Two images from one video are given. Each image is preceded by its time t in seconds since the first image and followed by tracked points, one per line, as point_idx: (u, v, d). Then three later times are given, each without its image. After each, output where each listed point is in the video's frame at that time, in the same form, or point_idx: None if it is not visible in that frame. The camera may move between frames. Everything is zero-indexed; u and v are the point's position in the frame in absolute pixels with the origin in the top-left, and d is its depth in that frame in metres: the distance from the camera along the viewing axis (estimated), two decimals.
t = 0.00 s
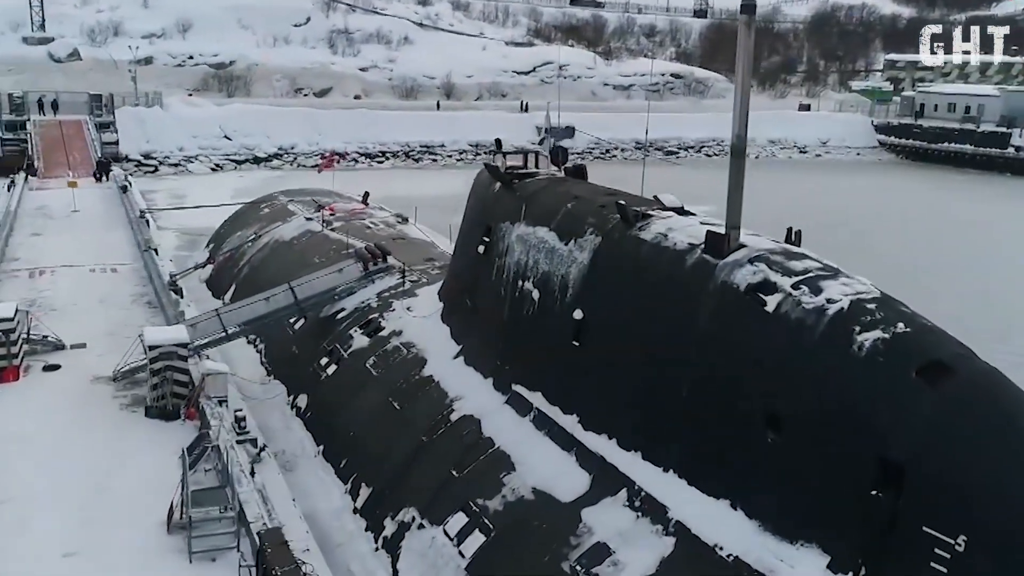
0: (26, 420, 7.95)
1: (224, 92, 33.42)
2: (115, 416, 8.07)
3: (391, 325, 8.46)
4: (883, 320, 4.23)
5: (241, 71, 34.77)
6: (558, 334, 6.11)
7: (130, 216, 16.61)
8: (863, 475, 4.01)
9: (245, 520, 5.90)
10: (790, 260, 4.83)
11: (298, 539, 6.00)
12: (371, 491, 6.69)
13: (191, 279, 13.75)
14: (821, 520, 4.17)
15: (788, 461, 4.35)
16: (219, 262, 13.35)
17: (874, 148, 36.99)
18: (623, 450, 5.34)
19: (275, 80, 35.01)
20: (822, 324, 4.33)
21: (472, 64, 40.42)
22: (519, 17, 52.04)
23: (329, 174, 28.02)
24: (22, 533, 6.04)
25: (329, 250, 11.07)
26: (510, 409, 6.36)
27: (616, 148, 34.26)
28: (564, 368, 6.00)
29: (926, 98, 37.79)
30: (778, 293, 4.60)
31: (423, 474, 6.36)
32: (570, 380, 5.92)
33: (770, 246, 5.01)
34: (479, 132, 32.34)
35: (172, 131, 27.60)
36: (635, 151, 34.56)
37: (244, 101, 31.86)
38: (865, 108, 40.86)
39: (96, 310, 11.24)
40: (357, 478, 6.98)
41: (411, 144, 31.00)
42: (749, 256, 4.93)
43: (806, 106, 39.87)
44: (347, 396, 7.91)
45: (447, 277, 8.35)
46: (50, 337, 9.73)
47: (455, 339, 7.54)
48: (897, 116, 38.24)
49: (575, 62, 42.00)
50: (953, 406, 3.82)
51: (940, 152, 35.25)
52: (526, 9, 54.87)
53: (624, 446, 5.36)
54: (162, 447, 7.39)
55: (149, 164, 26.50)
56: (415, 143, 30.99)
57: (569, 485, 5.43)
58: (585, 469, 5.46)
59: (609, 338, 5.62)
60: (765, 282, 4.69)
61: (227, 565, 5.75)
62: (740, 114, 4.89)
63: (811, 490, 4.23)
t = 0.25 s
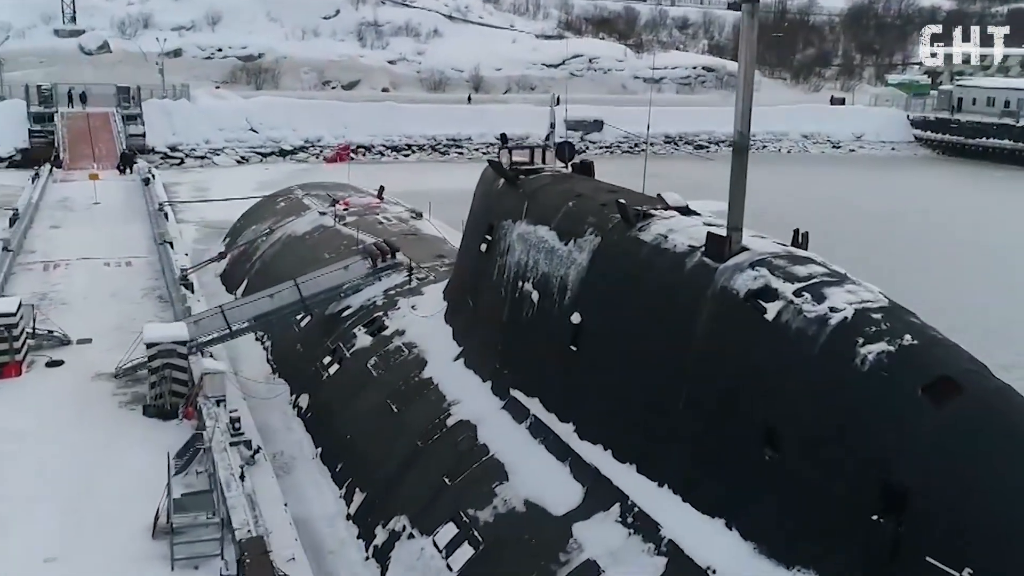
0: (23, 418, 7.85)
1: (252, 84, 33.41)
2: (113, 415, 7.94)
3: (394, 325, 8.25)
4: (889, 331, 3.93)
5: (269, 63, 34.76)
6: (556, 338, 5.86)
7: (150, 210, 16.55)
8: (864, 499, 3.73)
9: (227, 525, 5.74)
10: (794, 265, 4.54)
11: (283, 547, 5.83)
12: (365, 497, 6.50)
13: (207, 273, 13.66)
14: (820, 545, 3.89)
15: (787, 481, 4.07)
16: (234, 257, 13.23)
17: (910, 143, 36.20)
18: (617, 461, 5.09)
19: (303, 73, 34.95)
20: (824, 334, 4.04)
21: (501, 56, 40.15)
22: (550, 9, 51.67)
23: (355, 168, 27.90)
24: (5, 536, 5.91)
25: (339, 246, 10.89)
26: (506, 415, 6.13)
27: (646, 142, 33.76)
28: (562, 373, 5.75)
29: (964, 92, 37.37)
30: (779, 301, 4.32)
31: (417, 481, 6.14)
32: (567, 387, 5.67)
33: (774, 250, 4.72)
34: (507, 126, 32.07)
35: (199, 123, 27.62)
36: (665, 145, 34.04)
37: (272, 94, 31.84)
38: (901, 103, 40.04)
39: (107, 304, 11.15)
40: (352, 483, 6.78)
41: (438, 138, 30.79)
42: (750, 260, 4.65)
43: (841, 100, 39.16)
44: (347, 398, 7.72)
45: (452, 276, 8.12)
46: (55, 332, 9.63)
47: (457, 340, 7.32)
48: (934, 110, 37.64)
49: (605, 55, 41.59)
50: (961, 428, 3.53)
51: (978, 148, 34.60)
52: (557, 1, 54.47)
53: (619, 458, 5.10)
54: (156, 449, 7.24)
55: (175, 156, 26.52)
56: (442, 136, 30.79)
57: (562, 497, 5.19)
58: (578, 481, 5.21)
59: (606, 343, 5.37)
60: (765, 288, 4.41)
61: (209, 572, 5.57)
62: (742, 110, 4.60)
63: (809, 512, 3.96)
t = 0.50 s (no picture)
0: (21, 415, 7.77)
1: (277, 78, 33.44)
2: (112, 413, 7.84)
3: (397, 324, 8.08)
4: (891, 343, 3.68)
5: (295, 57, 34.77)
6: (553, 342, 5.65)
7: (168, 203, 16.53)
8: (861, 521, 3.48)
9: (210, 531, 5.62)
10: (793, 270, 4.30)
11: (269, 553, 5.69)
12: (358, 502, 6.33)
13: (221, 268, 13.58)
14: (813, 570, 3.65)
15: (781, 499, 3.83)
16: (247, 252, 13.14)
17: (943, 139, 35.53)
18: (610, 472, 4.87)
19: (329, 67, 34.92)
20: (821, 345, 3.80)
21: (528, 50, 39.95)
22: (578, 2, 51.38)
23: (378, 162, 27.81)
24: None
25: (348, 243, 10.73)
26: (502, 421, 5.93)
27: (673, 137, 33.38)
28: (557, 378, 5.55)
29: (998, 87, 36.79)
30: (776, 308, 4.08)
31: (409, 488, 5.96)
32: (562, 392, 5.46)
33: (775, 254, 4.48)
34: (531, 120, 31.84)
35: (223, 117, 27.65)
36: (692, 141, 33.48)
37: (297, 87, 31.84)
38: (934, 97, 39.31)
39: (117, 299, 11.07)
40: (346, 487, 6.62)
41: (462, 132, 30.64)
42: (748, 265, 4.41)
43: (872, 94, 38.54)
44: (346, 398, 7.57)
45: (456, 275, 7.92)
46: (61, 327, 9.56)
47: (457, 341, 7.13)
48: (968, 106, 36.97)
49: (633, 49, 41.28)
50: (962, 449, 3.27)
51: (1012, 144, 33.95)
52: None
53: (612, 468, 4.88)
54: (152, 450, 7.14)
55: (199, 149, 26.55)
56: (466, 130, 30.62)
57: (552, 508, 4.99)
58: (570, 492, 5.01)
59: (602, 348, 5.15)
60: (762, 295, 4.18)
61: None
62: (739, 106, 4.36)
63: (803, 533, 3.71)
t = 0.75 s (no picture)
0: (16, 413, 7.70)
1: (305, 70, 33.42)
2: (107, 411, 7.75)
3: (397, 322, 7.89)
4: (882, 357, 3.42)
5: (323, 50, 34.75)
6: (543, 346, 5.43)
7: (187, 196, 16.49)
8: (845, 550, 3.23)
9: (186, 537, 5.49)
10: (785, 275, 4.04)
11: (248, 561, 5.55)
12: (345, 507, 6.17)
13: (235, 262, 13.47)
14: None
15: (764, 521, 3.58)
16: (260, 247, 13.04)
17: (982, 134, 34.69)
18: (596, 485, 4.64)
19: (357, 60, 34.84)
20: (808, 357, 3.55)
21: (557, 43, 39.65)
22: None
23: (403, 155, 27.66)
24: None
25: (356, 238, 10.57)
26: (491, 426, 5.72)
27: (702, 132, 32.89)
28: (545, 383, 5.33)
29: None
30: (763, 316, 3.83)
31: (394, 494, 5.78)
32: (550, 398, 5.24)
33: (768, 258, 4.23)
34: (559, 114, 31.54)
35: (249, 109, 27.65)
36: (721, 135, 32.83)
37: (324, 80, 31.79)
38: (972, 93, 38.47)
39: (126, 293, 11.01)
40: (336, 491, 6.46)
41: (489, 125, 30.40)
42: (738, 270, 4.16)
43: (908, 88, 37.76)
44: (342, 398, 7.40)
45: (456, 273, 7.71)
46: (66, 322, 9.48)
47: (454, 341, 6.93)
48: (1008, 100, 36.07)
49: (664, 42, 40.82)
50: (956, 475, 3.00)
51: None
52: None
53: (597, 481, 4.66)
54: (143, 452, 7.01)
55: (225, 142, 26.56)
56: (493, 123, 30.36)
57: (535, 521, 4.78)
58: (553, 504, 4.80)
59: (589, 355, 4.92)
60: (750, 302, 3.93)
61: None
62: (730, 101, 4.11)
63: (787, 559, 3.46)
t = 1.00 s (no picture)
0: (11, 408, 7.63)
1: (330, 63, 33.40)
2: (102, 408, 7.67)
3: (394, 321, 7.74)
4: (868, 368, 3.20)
5: (347, 43, 34.72)
6: (530, 349, 5.25)
7: (203, 190, 16.47)
8: None
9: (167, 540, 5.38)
10: (772, 280, 3.83)
11: (227, 565, 5.41)
12: (331, 511, 6.03)
13: (247, 256, 13.41)
14: None
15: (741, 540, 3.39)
16: (272, 241, 12.96)
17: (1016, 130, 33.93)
18: (576, 497, 4.45)
19: (381, 53, 34.77)
20: (789, 368, 3.34)
21: (583, 37, 39.37)
22: None
23: (425, 149, 27.53)
24: None
25: (363, 234, 10.44)
26: (478, 431, 5.56)
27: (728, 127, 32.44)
28: (532, 388, 5.15)
29: None
30: (746, 324, 3.62)
31: (379, 499, 5.64)
32: (536, 404, 5.07)
33: (756, 261, 4.01)
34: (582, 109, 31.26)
35: (272, 103, 27.66)
36: (747, 131, 32.46)
37: (348, 74, 31.75)
38: (1007, 88, 37.66)
39: (133, 287, 10.96)
40: (324, 494, 6.33)
41: (512, 120, 30.17)
42: (723, 273, 3.95)
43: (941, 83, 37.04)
44: (336, 398, 7.27)
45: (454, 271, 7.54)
46: (69, 316, 9.44)
47: (448, 342, 6.77)
48: None
49: (691, 36, 40.40)
50: (938, 498, 2.79)
51: None
52: None
53: (578, 491, 4.48)
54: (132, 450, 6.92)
55: (247, 136, 26.59)
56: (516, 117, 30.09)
57: (515, 533, 4.62)
58: (533, 515, 4.63)
59: (574, 359, 4.73)
60: (733, 308, 3.72)
61: None
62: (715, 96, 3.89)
63: None
